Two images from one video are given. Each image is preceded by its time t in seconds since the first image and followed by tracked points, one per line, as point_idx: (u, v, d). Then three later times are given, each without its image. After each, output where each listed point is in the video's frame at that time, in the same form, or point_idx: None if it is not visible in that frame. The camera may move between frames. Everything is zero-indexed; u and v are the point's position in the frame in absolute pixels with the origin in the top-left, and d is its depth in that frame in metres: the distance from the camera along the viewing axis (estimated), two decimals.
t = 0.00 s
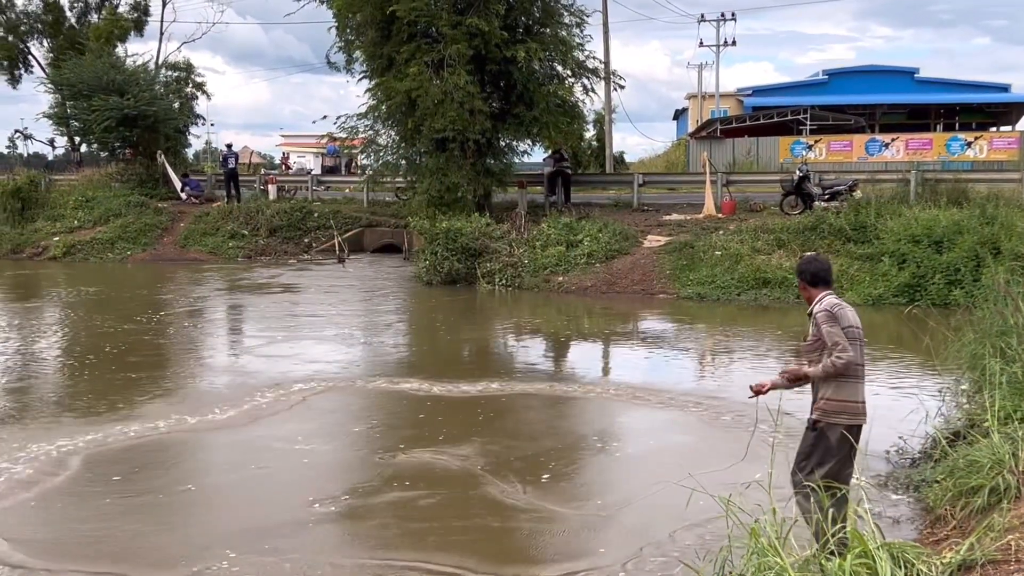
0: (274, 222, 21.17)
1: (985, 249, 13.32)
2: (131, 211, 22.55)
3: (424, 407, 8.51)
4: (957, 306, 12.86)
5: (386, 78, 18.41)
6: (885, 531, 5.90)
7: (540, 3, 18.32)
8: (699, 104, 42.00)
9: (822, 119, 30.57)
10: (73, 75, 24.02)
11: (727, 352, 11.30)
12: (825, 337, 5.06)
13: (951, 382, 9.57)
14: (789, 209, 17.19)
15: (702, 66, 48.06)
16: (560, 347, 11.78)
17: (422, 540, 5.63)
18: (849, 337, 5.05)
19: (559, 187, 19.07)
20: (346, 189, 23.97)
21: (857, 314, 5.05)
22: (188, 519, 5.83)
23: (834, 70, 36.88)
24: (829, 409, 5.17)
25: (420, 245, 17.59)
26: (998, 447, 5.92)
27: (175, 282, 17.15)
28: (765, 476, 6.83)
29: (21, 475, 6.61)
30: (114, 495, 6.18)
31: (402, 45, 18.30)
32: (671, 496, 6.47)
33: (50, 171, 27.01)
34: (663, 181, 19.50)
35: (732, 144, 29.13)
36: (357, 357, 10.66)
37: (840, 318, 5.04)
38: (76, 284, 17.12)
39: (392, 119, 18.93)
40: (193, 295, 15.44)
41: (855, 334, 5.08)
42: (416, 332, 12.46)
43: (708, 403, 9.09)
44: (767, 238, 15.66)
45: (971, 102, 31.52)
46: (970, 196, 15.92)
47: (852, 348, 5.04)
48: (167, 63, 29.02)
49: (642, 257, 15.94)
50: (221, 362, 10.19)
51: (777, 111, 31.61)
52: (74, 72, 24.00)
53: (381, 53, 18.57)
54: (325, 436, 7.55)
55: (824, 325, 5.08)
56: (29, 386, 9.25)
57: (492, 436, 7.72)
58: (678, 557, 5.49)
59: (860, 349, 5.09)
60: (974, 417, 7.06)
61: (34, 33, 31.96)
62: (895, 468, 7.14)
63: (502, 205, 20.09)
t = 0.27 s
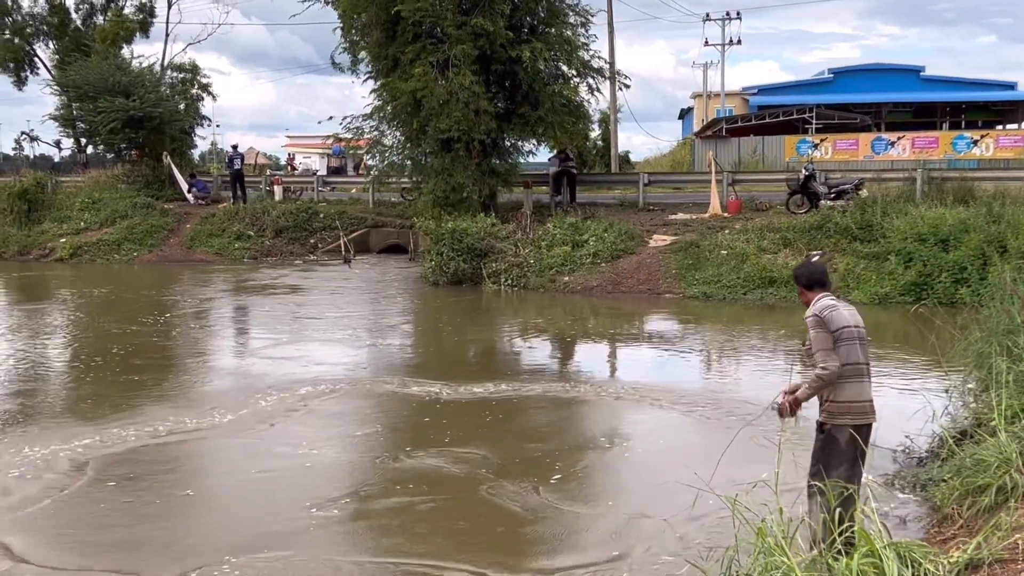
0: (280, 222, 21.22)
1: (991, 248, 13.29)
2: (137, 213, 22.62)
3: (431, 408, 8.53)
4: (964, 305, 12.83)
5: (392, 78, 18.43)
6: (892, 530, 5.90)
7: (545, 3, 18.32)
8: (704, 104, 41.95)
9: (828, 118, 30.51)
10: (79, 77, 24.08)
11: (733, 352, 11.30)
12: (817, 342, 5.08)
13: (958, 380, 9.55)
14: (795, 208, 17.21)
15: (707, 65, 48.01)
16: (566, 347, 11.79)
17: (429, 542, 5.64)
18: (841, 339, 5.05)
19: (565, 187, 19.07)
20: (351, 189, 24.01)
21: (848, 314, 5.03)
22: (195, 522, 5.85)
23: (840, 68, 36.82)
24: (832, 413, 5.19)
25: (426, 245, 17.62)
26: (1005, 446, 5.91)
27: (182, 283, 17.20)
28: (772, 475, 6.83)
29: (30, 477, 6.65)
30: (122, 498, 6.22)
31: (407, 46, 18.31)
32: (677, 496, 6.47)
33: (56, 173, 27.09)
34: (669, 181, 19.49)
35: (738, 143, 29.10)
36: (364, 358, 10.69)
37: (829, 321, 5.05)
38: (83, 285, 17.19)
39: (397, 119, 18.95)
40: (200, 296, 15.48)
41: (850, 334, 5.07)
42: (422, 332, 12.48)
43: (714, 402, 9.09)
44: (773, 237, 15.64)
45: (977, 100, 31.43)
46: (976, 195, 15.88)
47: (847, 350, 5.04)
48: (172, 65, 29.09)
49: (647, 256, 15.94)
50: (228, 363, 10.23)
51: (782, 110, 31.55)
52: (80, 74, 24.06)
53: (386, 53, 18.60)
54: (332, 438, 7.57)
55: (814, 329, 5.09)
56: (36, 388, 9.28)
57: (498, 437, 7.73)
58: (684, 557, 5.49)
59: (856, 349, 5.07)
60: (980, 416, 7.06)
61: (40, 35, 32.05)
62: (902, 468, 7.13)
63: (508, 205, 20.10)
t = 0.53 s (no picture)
0: (286, 223, 21.27)
1: (997, 246, 13.27)
2: (143, 214, 22.68)
3: (437, 409, 8.55)
4: (969, 303, 12.81)
5: (396, 79, 18.47)
6: (898, 530, 5.90)
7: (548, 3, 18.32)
8: (709, 103, 41.91)
9: (833, 116, 30.48)
10: (84, 79, 24.17)
11: (738, 351, 11.29)
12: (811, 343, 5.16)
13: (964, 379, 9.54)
14: (800, 206, 17.23)
15: (712, 65, 47.94)
16: (571, 347, 11.80)
17: (436, 544, 5.66)
18: (832, 339, 5.11)
19: (569, 186, 19.07)
20: (356, 190, 24.04)
21: (837, 314, 5.08)
22: (202, 524, 5.87)
23: (845, 66, 36.74)
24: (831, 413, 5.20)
25: (431, 245, 17.64)
26: (1011, 445, 5.91)
27: (187, 285, 17.24)
28: (778, 475, 6.83)
29: (37, 478, 6.69)
30: (129, 500, 6.25)
31: (411, 46, 18.34)
32: (682, 496, 6.48)
33: (62, 175, 27.19)
34: (673, 180, 19.47)
35: (742, 142, 29.07)
36: (369, 359, 10.71)
37: (819, 321, 5.12)
38: (89, 287, 17.24)
39: (402, 120, 18.96)
40: (205, 298, 15.53)
41: (844, 334, 5.11)
42: (427, 333, 12.51)
43: (720, 402, 9.09)
44: (778, 236, 15.63)
45: (982, 98, 31.33)
46: (982, 193, 15.85)
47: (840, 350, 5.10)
48: (177, 67, 29.18)
49: (652, 256, 15.94)
50: (234, 365, 10.27)
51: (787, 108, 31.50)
52: (85, 76, 24.15)
53: (390, 54, 18.63)
54: (337, 439, 7.59)
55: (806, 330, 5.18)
56: (43, 390, 9.32)
57: (503, 438, 7.75)
58: (690, 557, 5.50)
59: (848, 349, 5.10)
60: (986, 414, 7.05)
61: (45, 37, 32.14)
62: (908, 467, 7.13)
63: (512, 205, 20.11)
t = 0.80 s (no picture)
0: (290, 224, 21.31)
1: (1002, 244, 13.24)
2: (147, 216, 22.74)
3: (441, 410, 8.56)
4: (974, 301, 12.80)
5: (399, 80, 18.49)
6: (903, 528, 5.91)
7: (551, 2, 18.31)
8: (712, 102, 41.86)
9: (836, 114, 30.44)
10: (88, 81, 24.22)
11: (742, 350, 11.29)
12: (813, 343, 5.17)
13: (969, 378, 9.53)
14: (805, 205, 17.19)
15: (715, 64, 47.89)
16: (576, 347, 11.81)
17: (441, 544, 5.67)
18: (833, 339, 5.13)
19: (573, 186, 19.07)
20: (360, 191, 24.06)
21: (838, 314, 5.10)
22: (208, 526, 5.89)
23: (849, 64, 36.67)
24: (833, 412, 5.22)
25: (435, 245, 17.67)
26: (1015, 443, 5.91)
27: (192, 286, 17.28)
28: (782, 474, 6.84)
29: (44, 480, 6.72)
30: (136, 502, 6.28)
31: (414, 47, 18.36)
32: (687, 496, 6.49)
33: (67, 177, 27.27)
34: (677, 179, 19.46)
35: (746, 140, 29.05)
36: (374, 359, 10.73)
37: (820, 321, 5.13)
38: (94, 289, 17.30)
39: (405, 120, 18.98)
40: (210, 299, 15.57)
41: (845, 334, 5.13)
42: (431, 333, 12.53)
43: (725, 401, 9.09)
44: (782, 234, 15.62)
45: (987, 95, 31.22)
46: (986, 191, 15.81)
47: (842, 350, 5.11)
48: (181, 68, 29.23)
49: (656, 255, 15.94)
50: (239, 367, 10.30)
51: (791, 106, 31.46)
52: (88, 78, 24.20)
53: (394, 54, 18.65)
54: (343, 440, 7.62)
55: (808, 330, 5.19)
56: (49, 392, 9.36)
57: (508, 438, 7.76)
58: (695, 557, 5.51)
59: (849, 349, 5.11)
60: (991, 413, 7.04)
61: (48, 40, 32.22)
62: (912, 465, 7.13)
63: (516, 205, 20.12)
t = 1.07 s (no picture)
0: (292, 225, 21.33)
1: (1004, 242, 13.23)
2: (150, 217, 22.77)
3: (445, 412, 8.58)
4: (977, 299, 12.79)
5: (401, 80, 18.49)
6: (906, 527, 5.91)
7: (553, 2, 18.29)
8: (714, 100, 41.85)
9: (839, 113, 30.42)
10: (90, 83, 24.26)
11: (745, 349, 11.28)
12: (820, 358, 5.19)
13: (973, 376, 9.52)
14: (807, 203, 17.18)
15: (717, 62, 47.82)
16: (579, 346, 11.82)
17: (445, 545, 5.68)
18: (842, 355, 5.15)
19: (575, 186, 19.08)
20: (363, 191, 24.08)
21: (846, 331, 5.13)
22: (212, 528, 5.90)
23: (850, 63, 36.64)
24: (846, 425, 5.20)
25: (437, 246, 17.68)
26: (1018, 441, 5.90)
27: (195, 288, 17.31)
28: (785, 473, 6.85)
29: (49, 483, 6.74)
30: (140, 505, 6.29)
31: (416, 47, 18.37)
32: (691, 495, 6.49)
33: (69, 179, 27.31)
34: (680, 178, 19.46)
35: (748, 139, 29.05)
36: (377, 360, 10.75)
37: (828, 337, 5.17)
38: (97, 291, 17.33)
39: (407, 121, 18.98)
40: (213, 301, 15.59)
41: (854, 349, 5.15)
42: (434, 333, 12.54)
43: (728, 400, 9.09)
44: (785, 233, 15.61)
45: (989, 93, 31.17)
46: (989, 188, 15.79)
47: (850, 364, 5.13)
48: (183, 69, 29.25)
49: (659, 254, 15.94)
50: (242, 368, 10.32)
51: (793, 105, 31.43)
52: (91, 80, 24.24)
53: (395, 55, 18.66)
54: (346, 442, 7.63)
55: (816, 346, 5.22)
56: (53, 395, 9.38)
57: (512, 439, 7.77)
58: (698, 556, 5.51)
59: (858, 365, 5.13)
60: (994, 410, 7.04)
61: (50, 42, 32.26)
62: (916, 464, 7.13)
63: (518, 205, 20.13)
